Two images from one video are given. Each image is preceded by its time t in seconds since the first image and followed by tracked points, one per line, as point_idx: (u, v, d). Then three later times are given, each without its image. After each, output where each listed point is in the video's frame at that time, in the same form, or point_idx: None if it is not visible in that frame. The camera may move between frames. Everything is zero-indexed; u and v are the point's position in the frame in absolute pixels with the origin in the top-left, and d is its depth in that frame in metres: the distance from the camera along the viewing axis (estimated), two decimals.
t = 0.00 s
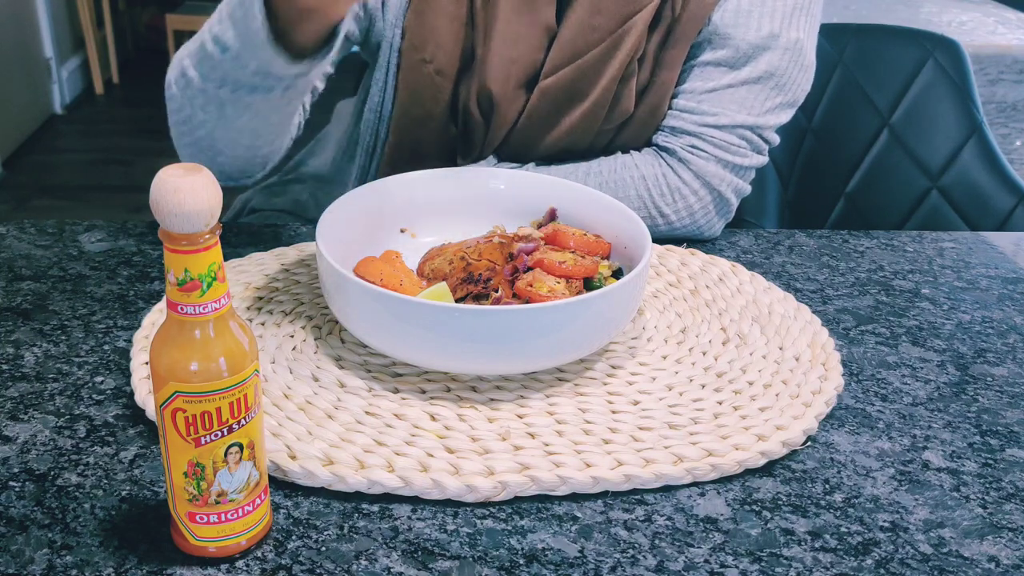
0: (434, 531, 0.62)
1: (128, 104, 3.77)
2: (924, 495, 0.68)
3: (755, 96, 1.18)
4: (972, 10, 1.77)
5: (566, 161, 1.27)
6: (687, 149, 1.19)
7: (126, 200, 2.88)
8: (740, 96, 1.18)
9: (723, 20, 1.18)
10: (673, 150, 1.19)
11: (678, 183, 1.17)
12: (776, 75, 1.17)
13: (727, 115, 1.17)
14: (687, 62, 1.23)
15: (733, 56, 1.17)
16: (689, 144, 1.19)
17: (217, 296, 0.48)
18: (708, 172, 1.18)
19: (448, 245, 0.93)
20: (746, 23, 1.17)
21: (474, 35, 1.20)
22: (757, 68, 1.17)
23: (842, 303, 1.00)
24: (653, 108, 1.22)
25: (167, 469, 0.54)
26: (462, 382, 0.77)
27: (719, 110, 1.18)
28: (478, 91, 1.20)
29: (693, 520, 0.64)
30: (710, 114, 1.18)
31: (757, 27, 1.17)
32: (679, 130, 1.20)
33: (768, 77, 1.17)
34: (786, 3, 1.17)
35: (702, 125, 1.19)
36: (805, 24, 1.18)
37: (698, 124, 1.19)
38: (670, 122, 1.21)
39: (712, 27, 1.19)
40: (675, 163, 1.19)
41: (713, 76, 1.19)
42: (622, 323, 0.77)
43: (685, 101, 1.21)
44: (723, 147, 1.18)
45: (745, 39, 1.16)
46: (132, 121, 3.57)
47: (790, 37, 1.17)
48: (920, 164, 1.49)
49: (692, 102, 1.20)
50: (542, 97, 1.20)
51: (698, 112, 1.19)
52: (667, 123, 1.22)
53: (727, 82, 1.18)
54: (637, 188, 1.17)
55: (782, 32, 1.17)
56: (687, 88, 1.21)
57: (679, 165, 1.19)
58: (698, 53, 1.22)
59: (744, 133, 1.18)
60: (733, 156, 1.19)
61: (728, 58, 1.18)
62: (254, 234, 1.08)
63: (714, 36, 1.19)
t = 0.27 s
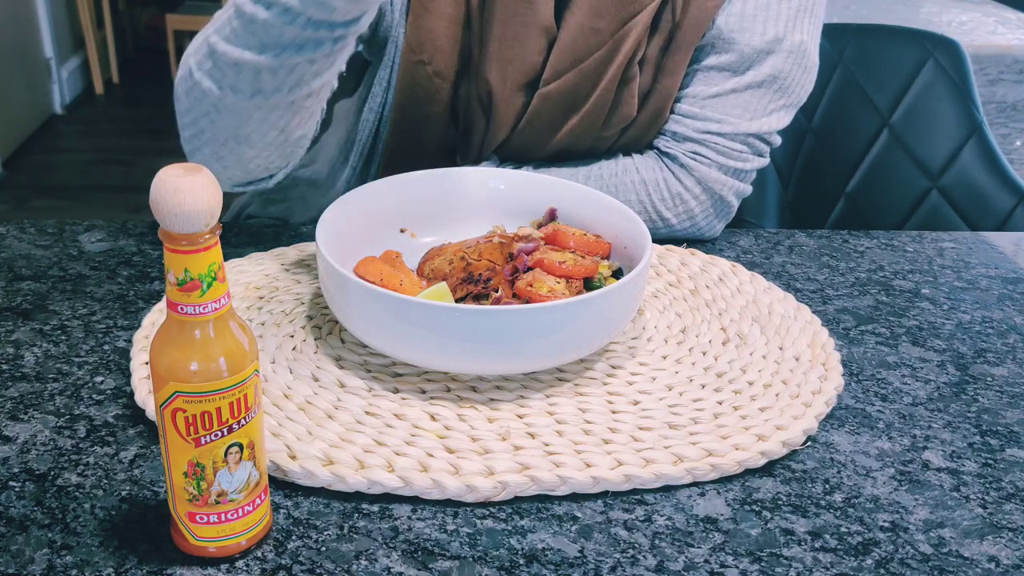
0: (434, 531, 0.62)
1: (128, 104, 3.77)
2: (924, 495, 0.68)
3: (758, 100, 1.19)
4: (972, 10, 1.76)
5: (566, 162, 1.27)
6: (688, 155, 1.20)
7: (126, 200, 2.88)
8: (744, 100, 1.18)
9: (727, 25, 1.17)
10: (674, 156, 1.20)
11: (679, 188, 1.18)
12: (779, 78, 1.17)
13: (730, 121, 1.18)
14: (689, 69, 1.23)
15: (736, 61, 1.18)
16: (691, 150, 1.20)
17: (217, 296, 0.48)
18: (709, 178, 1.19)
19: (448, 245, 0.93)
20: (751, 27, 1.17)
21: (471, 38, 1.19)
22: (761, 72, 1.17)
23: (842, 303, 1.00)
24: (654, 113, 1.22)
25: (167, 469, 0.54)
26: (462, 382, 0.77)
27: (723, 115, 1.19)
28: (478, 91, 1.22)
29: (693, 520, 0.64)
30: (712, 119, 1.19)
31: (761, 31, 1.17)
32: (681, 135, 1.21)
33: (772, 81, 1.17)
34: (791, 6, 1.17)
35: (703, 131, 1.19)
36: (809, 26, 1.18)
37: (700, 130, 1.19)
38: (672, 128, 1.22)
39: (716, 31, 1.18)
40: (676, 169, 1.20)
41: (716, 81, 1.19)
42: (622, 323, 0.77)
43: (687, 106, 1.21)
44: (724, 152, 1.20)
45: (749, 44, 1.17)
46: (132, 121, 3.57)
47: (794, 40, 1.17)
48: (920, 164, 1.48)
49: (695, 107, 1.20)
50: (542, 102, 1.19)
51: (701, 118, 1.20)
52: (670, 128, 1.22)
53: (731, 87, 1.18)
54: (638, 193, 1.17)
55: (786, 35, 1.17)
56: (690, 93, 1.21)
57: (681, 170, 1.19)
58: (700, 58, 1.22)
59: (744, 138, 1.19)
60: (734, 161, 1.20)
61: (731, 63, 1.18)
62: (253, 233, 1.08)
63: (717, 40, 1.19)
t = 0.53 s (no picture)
0: (434, 531, 0.62)
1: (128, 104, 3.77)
2: (924, 494, 0.68)
3: (758, 102, 1.18)
4: (972, 10, 1.76)
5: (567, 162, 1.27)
6: (688, 157, 1.20)
7: (126, 200, 2.88)
8: (744, 101, 1.18)
9: (728, 26, 1.17)
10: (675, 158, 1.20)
11: (679, 190, 1.18)
12: (780, 79, 1.17)
13: (730, 123, 1.18)
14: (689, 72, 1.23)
15: (736, 63, 1.17)
16: (691, 152, 1.20)
17: (217, 296, 0.48)
18: (710, 180, 1.19)
19: (448, 245, 0.93)
20: (751, 28, 1.16)
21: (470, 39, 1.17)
22: (761, 73, 1.17)
23: (842, 303, 1.00)
24: (654, 115, 1.21)
25: (167, 469, 0.54)
26: (462, 382, 0.77)
27: (723, 117, 1.19)
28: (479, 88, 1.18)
29: (693, 520, 0.64)
30: (712, 121, 1.19)
31: (761, 32, 1.16)
32: (681, 138, 1.21)
33: (772, 82, 1.17)
34: (791, 7, 1.16)
35: (704, 132, 1.19)
36: (810, 27, 1.18)
37: (701, 132, 1.19)
38: (672, 130, 1.22)
39: (716, 32, 1.18)
40: (677, 171, 1.20)
41: (717, 82, 1.19)
42: (622, 323, 0.77)
43: (687, 108, 1.21)
44: (724, 155, 1.20)
45: (749, 45, 1.16)
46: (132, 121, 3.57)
47: (795, 42, 1.16)
48: (920, 164, 1.48)
49: (695, 109, 1.20)
50: (541, 103, 1.18)
51: (702, 120, 1.20)
52: (670, 130, 1.22)
53: (731, 89, 1.18)
54: (638, 196, 1.18)
55: (786, 36, 1.16)
56: (689, 95, 1.21)
57: (681, 172, 1.19)
58: (700, 61, 1.22)
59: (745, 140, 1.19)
60: (734, 164, 1.20)
61: (731, 64, 1.18)
62: (253, 233, 1.08)
63: (717, 41, 1.19)
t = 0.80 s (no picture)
0: (434, 531, 0.62)
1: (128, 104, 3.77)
2: (924, 494, 0.68)
3: (758, 100, 1.18)
4: (972, 10, 1.76)
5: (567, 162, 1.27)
6: (688, 154, 1.20)
7: (126, 200, 2.88)
8: (744, 100, 1.18)
9: (728, 24, 1.17)
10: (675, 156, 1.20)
11: (679, 189, 1.18)
12: (780, 79, 1.17)
13: (730, 122, 1.18)
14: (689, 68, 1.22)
15: (736, 61, 1.17)
16: (690, 150, 1.20)
17: (216, 296, 0.48)
18: (709, 178, 1.19)
19: (448, 245, 0.93)
20: (751, 27, 1.16)
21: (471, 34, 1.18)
22: (761, 73, 1.16)
23: (842, 303, 1.00)
24: (655, 113, 1.21)
25: (167, 468, 0.54)
26: (462, 382, 0.77)
27: (722, 115, 1.19)
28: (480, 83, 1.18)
29: (693, 519, 0.64)
30: (712, 119, 1.19)
31: (761, 31, 1.16)
32: (681, 135, 1.21)
33: (772, 81, 1.17)
34: (791, 6, 1.16)
35: (704, 130, 1.19)
36: (809, 26, 1.18)
37: (700, 130, 1.19)
38: (671, 127, 1.22)
39: (716, 30, 1.17)
40: (676, 169, 1.20)
41: (716, 81, 1.19)
42: (622, 323, 0.77)
43: (687, 106, 1.20)
44: (724, 153, 1.20)
45: (749, 43, 1.16)
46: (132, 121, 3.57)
47: (795, 41, 1.16)
48: (920, 164, 1.48)
49: (695, 107, 1.20)
50: (542, 99, 1.19)
51: (702, 118, 1.19)
52: (670, 128, 1.22)
53: (731, 87, 1.18)
54: (638, 194, 1.18)
55: (787, 35, 1.16)
56: (689, 93, 1.21)
57: (681, 170, 1.19)
58: (700, 58, 1.21)
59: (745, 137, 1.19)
60: (733, 162, 1.20)
61: (731, 63, 1.18)
62: (254, 233, 1.08)
63: (717, 39, 1.18)
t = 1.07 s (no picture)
0: (434, 531, 0.62)
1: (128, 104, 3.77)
2: (924, 494, 0.68)
3: (757, 98, 1.19)
4: (972, 10, 1.76)
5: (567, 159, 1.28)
6: (688, 151, 1.20)
7: (126, 200, 2.88)
8: (744, 97, 1.18)
9: (729, 20, 1.18)
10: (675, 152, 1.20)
11: (679, 185, 1.18)
12: (779, 77, 1.18)
13: (730, 118, 1.18)
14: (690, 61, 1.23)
15: (737, 57, 1.18)
16: (690, 145, 1.20)
17: (216, 296, 0.48)
18: (708, 174, 1.19)
19: (448, 245, 0.93)
20: (752, 24, 1.16)
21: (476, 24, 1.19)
22: (761, 70, 1.17)
23: (842, 303, 1.00)
24: (653, 108, 1.22)
25: (167, 468, 0.54)
26: (462, 382, 0.77)
27: (722, 111, 1.19)
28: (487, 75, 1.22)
29: (693, 519, 0.64)
30: (712, 115, 1.19)
31: (762, 28, 1.16)
32: (680, 130, 1.21)
33: (772, 79, 1.18)
34: (793, 5, 1.17)
35: (704, 126, 1.19)
36: (810, 27, 1.19)
37: (700, 126, 1.20)
38: (671, 123, 1.22)
39: (717, 25, 1.19)
40: (676, 165, 1.20)
41: (716, 77, 1.20)
42: (622, 323, 0.77)
43: (687, 102, 1.21)
44: (724, 149, 1.19)
45: (750, 40, 1.16)
46: (132, 121, 3.57)
47: (795, 40, 1.17)
48: (920, 164, 1.48)
49: (695, 103, 1.20)
50: (543, 91, 1.20)
51: (702, 114, 1.20)
52: (669, 124, 1.23)
53: (731, 84, 1.18)
54: (638, 190, 1.17)
55: (787, 34, 1.17)
56: (688, 89, 1.21)
57: (680, 166, 1.19)
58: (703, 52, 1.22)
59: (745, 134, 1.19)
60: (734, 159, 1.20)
61: (732, 59, 1.18)
62: (254, 233, 1.08)
63: (718, 35, 1.19)
